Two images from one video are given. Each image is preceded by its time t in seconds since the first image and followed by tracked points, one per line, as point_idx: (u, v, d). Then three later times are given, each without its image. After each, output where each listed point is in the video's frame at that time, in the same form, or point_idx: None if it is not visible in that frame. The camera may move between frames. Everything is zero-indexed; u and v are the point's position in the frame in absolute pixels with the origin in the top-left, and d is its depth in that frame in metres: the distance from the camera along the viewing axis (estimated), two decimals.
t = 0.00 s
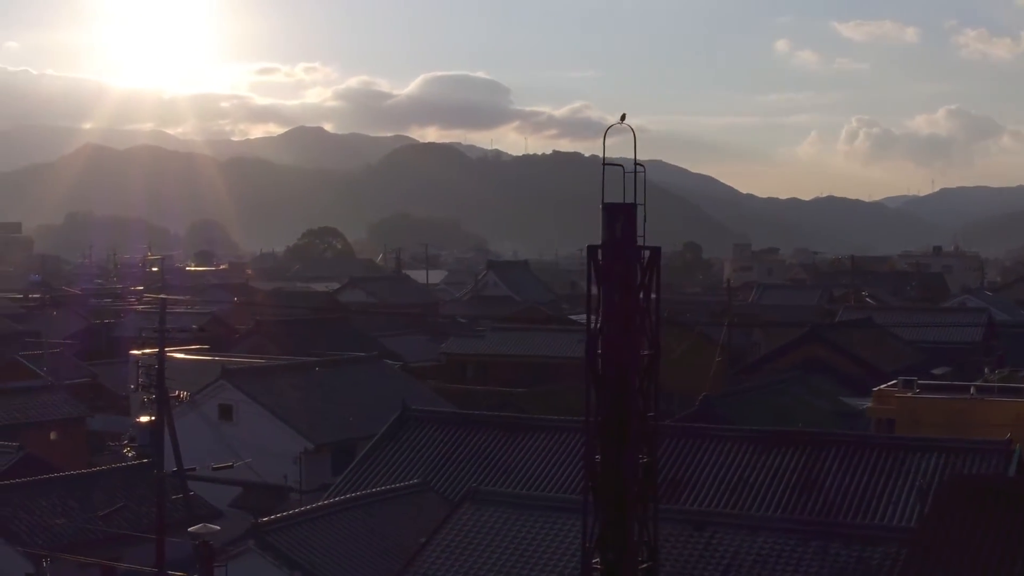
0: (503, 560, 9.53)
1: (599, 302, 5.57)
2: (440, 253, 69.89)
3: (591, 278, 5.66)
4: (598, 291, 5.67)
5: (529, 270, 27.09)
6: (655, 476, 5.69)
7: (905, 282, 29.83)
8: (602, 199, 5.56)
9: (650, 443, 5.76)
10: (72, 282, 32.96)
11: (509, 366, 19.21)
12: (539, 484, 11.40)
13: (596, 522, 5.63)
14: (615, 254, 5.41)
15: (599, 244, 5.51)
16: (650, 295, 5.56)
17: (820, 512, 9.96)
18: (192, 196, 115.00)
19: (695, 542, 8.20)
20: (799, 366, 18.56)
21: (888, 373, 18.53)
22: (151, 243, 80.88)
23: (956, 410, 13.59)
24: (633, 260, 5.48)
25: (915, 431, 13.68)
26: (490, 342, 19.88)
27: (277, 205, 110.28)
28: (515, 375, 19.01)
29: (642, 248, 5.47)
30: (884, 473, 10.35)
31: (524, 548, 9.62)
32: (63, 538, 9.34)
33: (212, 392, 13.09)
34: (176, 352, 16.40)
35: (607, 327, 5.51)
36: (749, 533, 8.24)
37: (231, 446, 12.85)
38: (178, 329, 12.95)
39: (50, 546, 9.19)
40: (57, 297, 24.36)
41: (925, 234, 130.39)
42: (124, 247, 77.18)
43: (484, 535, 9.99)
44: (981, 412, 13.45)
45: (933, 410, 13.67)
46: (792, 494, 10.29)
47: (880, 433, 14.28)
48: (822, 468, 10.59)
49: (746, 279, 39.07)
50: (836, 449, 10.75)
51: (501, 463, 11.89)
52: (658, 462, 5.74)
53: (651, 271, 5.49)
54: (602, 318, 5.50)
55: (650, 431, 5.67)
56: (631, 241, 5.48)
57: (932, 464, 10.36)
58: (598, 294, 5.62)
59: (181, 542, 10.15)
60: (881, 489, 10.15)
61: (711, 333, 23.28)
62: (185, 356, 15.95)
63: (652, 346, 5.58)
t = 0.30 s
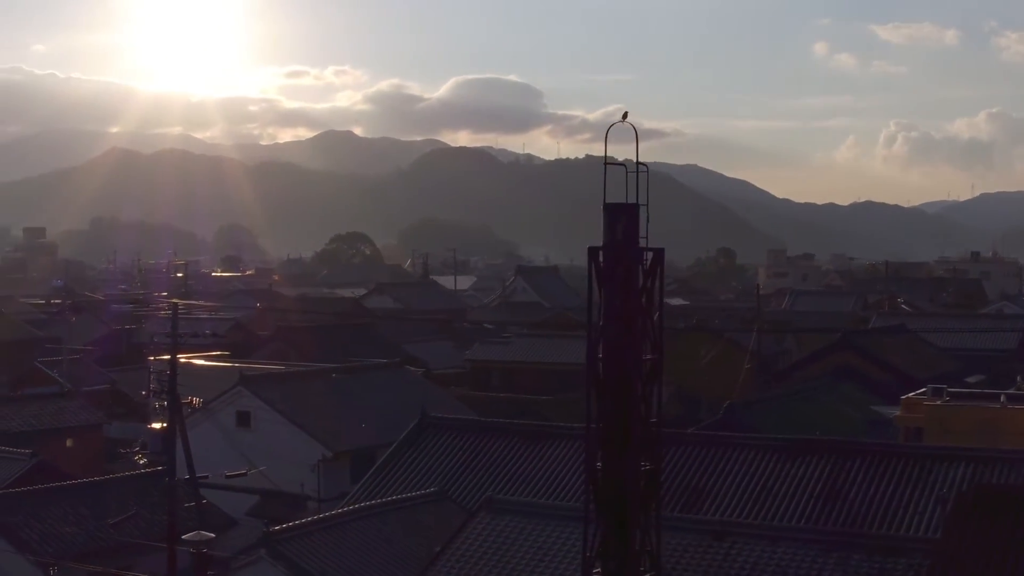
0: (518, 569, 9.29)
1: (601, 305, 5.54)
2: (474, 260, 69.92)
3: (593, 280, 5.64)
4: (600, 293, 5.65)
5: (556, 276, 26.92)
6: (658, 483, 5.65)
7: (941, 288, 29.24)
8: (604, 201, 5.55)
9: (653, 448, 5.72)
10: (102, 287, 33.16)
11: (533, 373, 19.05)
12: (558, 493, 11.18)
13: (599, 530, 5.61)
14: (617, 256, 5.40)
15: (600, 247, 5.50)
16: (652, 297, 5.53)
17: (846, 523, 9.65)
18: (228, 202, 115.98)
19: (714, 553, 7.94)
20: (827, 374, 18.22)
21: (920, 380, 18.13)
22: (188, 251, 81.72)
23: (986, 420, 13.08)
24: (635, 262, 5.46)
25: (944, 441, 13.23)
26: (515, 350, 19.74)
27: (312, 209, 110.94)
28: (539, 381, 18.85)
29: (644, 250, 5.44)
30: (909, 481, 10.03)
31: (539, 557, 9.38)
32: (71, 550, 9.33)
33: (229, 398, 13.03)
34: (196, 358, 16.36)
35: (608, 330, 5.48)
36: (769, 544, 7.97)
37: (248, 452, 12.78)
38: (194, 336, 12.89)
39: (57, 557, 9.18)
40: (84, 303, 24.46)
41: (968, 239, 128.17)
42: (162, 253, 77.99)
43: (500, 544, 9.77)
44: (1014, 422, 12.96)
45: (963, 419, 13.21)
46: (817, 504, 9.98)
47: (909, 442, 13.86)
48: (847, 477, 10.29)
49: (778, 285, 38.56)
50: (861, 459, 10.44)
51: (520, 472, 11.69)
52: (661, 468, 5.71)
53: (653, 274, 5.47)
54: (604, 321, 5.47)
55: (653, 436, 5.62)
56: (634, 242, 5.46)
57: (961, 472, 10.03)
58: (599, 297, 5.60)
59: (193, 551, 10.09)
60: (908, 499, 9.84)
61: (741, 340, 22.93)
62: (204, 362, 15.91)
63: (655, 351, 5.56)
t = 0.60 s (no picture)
0: None
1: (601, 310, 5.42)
2: (508, 266, 69.91)
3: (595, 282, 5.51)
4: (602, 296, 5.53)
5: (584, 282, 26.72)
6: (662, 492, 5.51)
7: (979, 295, 28.65)
8: (606, 201, 5.44)
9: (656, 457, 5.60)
10: (137, 293, 33.51)
11: (558, 381, 18.89)
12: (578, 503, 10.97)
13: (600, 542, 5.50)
14: (618, 258, 5.27)
15: (601, 248, 5.39)
16: (655, 303, 5.39)
17: (870, 535, 9.36)
18: (265, 207, 116.99)
19: (733, 564, 7.67)
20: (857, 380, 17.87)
21: (953, 388, 17.71)
22: (225, 258, 82.64)
23: (1018, 428, 12.65)
24: (637, 263, 5.34)
25: (974, 450, 12.82)
26: (540, 357, 19.58)
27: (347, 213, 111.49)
28: (563, 389, 18.68)
29: (646, 252, 5.31)
30: (937, 492, 9.71)
31: (554, 566, 9.19)
32: (81, 557, 9.35)
33: (246, 406, 12.97)
34: (217, 365, 16.39)
35: (609, 337, 5.36)
36: (790, 554, 7.71)
37: (266, 460, 12.73)
38: (212, 342, 12.88)
39: (66, 564, 9.20)
40: (115, 309, 24.65)
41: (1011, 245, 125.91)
42: (199, 260, 78.89)
43: (517, 553, 9.58)
44: None
45: (993, 427, 12.79)
46: (840, 515, 9.71)
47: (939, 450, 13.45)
48: (871, 487, 9.99)
49: (814, 292, 38.05)
50: (887, 469, 10.13)
51: (540, 481, 11.50)
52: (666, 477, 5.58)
53: (654, 276, 5.33)
54: (605, 324, 5.36)
55: (656, 445, 5.49)
56: (637, 245, 5.33)
57: (988, 481, 9.70)
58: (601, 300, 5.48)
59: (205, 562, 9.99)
60: (933, 508, 9.54)
61: (771, 348, 22.59)
62: (225, 368, 15.92)
63: (657, 356, 5.42)
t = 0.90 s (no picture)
0: None
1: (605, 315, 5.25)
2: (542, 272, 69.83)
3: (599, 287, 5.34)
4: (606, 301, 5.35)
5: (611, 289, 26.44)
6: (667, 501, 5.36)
7: (1016, 302, 28.07)
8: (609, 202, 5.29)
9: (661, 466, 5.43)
10: (166, 299, 33.64)
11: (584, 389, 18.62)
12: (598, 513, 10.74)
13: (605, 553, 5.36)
14: (621, 262, 5.09)
15: (604, 250, 5.23)
16: (660, 308, 5.21)
17: (897, 547, 9.06)
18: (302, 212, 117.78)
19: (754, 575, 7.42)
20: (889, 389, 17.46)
21: (989, 396, 17.27)
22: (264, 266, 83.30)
23: None
24: (641, 267, 5.16)
25: (1006, 459, 12.42)
26: (566, 365, 19.33)
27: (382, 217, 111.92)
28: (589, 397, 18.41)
29: (650, 255, 5.14)
30: (966, 503, 9.36)
31: None
32: (94, 563, 9.06)
33: (265, 412, 12.92)
34: (238, 372, 16.38)
35: (612, 343, 5.19)
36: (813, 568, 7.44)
37: (285, 467, 12.66)
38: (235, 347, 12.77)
39: (79, 572, 8.89)
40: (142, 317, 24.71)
41: None
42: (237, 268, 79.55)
43: (534, 564, 9.36)
44: None
45: None
46: (866, 526, 9.40)
47: (970, 460, 13.05)
48: (898, 496, 9.66)
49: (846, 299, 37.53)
50: (915, 478, 9.79)
51: (560, 490, 11.28)
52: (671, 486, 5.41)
53: (659, 280, 5.16)
54: (608, 328, 5.19)
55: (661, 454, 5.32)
56: (640, 247, 5.15)
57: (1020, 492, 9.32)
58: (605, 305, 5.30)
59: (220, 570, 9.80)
60: (962, 518, 9.20)
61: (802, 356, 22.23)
62: (245, 376, 15.89)
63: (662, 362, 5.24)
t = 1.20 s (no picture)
0: None
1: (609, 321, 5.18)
2: (576, 278, 69.62)
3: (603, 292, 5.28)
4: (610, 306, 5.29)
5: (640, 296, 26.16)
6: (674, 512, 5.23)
7: None
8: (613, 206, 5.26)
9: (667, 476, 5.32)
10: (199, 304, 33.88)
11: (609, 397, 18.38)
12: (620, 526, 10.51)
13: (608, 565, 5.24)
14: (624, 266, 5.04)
15: (608, 255, 5.19)
16: (665, 313, 5.14)
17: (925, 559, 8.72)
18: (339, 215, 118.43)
19: None
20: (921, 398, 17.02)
21: None
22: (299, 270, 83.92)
23: None
24: (645, 271, 5.10)
25: None
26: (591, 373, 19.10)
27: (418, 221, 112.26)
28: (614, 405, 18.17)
29: (655, 258, 5.08)
30: (997, 515, 9.03)
31: None
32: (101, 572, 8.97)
33: (285, 419, 12.88)
34: (262, 380, 16.43)
35: (615, 348, 5.11)
36: None
37: (305, 475, 12.61)
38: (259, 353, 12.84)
39: None
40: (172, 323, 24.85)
41: None
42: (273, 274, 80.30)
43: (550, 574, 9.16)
44: None
45: None
46: (893, 537, 9.06)
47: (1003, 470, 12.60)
48: (926, 507, 9.33)
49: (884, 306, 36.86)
50: (943, 489, 9.47)
51: (581, 502, 11.06)
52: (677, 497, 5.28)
53: (664, 283, 5.08)
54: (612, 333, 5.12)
55: (666, 464, 5.20)
56: (644, 252, 5.10)
57: None
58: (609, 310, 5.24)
59: None
60: (993, 531, 8.86)
61: (836, 364, 21.84)
62: (269, 383, 15.92)
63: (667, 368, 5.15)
